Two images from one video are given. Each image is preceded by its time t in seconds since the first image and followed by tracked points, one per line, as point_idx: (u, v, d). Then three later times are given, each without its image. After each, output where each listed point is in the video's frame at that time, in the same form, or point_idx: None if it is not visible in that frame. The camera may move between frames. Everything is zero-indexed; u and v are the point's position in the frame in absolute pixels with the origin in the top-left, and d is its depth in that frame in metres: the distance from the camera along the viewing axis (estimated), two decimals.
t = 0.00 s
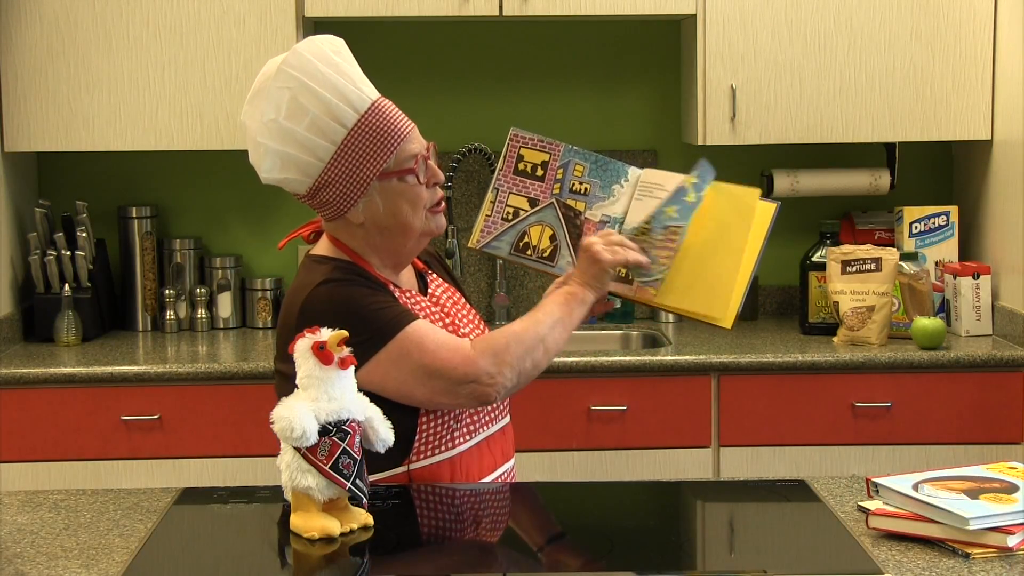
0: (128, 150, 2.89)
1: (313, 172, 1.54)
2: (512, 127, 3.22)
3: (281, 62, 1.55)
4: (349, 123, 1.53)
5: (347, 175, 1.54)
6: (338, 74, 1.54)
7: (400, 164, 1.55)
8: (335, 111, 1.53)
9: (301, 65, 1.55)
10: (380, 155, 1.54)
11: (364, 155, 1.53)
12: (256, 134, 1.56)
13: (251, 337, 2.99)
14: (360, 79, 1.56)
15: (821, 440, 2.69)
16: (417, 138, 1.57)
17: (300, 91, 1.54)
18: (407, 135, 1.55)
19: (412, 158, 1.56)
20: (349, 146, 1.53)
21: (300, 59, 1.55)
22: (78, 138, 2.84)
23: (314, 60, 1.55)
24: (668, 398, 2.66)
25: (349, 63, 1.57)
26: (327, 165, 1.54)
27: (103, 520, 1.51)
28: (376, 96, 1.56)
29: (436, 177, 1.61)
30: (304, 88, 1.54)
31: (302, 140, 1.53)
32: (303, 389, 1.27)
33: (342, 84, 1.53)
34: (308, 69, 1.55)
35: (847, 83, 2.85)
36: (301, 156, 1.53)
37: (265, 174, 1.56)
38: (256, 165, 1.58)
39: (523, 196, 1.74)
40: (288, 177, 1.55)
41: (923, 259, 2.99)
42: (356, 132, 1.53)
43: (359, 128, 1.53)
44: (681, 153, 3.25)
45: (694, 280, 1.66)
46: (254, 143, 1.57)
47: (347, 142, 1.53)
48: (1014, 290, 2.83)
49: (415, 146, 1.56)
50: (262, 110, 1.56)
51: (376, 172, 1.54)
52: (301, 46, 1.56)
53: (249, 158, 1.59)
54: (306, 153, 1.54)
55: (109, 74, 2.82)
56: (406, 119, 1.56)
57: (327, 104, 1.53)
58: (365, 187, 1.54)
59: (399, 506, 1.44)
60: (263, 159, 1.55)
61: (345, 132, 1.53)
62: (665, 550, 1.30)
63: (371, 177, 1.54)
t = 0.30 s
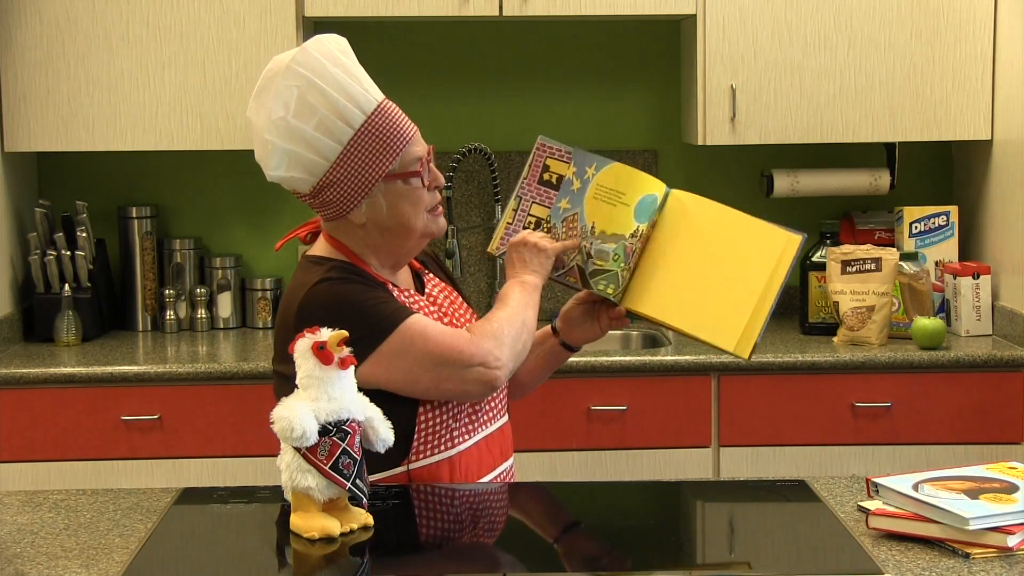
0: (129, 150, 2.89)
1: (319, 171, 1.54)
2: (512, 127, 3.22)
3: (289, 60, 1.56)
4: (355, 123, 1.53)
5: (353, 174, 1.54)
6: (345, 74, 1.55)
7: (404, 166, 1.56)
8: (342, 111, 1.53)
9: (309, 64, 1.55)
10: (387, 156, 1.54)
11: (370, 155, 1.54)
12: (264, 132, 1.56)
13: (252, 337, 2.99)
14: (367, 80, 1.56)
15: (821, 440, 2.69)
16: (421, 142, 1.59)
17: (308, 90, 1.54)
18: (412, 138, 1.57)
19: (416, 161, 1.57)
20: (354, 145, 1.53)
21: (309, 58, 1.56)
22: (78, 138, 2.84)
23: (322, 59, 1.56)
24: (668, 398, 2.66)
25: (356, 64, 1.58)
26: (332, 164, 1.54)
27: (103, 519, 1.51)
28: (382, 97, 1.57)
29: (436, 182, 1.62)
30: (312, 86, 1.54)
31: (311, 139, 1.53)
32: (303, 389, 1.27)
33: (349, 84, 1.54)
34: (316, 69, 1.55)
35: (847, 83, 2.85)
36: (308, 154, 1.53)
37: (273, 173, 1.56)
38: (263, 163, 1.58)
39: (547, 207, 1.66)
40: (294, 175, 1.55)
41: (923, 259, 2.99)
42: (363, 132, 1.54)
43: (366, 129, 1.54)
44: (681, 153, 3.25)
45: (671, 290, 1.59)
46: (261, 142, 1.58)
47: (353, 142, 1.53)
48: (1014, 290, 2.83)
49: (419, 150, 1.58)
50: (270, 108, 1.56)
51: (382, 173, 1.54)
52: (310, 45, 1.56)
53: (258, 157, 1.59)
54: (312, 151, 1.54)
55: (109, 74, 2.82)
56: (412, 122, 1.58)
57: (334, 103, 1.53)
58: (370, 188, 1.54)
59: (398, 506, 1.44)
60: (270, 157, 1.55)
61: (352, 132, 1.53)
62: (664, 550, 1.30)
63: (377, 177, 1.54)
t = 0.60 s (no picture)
0: (128, 150, 2.89)
1: (326, 170, 1.53)
2: (512, 128, 3.22)
3: (293, 60, 1.56)
4: (362, 120, 1.53)
5: (361, 172, 1.54)
6: (350, 73, 1.55)
7: (411, 164, 1.57)
8: (349, 108, 1.53)
9: (314, 63, 1.55)
10: (394, 153, 1.55)
11: (378, 152, 1.54)
12: (275, 131, 1.55)
13: (251, 337, 2.99)
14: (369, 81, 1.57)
15: (821, 440, 2.69)
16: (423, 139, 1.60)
17: (314, 89, 1.54)
18: (416, 136, 1.58)
19: (421, 158, 1.58)
20: (361, 143, 1.53)
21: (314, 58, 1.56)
22: (78, 137, 2.84)
23: (326, 59, 1.56)
24: (668, 398, 2.66)
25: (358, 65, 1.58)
26: (339, 162, 1.53)
27: (103, 519, 1.51)
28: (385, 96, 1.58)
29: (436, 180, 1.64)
30: (318, 86, 1.54)
31: (320, 137, 1.52)
32: (303, 389, 1.27)
33: (355, 81, 1.54)
34: (321, 67, 1.55)
35: (847, 83, 2.85)
36: (318, 152, 1.52)
37: (282, 172, 1.54)
38: (273, 164, 1.56)
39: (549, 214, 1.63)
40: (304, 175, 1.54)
41: (923, 259, 2.99)
42: (370, 130, 1.54)
43: (373, 126, 1.54)
44: (680, 153, 3.25)
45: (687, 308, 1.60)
46: (270, 143, 1.56)
47: (361, 140, 1.53)
48: (1014, 290, 2.83)
49: (423, 147, 1.59)
50: (278, 109, 1.55)
51: (390, 170, 1.55)
52: (313, 45, 1.57)
53: (268, 159, 1.57)
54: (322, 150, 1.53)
55: (108, 74, 2.82)
56: (414, 120, 1.59)
57: (341, 100, 1.53)
58: (378, 185, 1.55)
59: (398, 506, 1.44)
60: (280, 157, 1.54)
61: (359, 129, 1.53)
62: (664, 550, 1.30)
63: (384, 174, 1.55)
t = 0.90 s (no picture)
0: (128, 150, 2.89)
1: (321, 171, 1.53)
2: (512, 127, 3.22)
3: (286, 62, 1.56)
4: (356, 120, 1.53)
5: (356, 171, 1.54)
6: (341, 72, 1.55)
7: (407, 162, 1.57)
8: (341, 107, 1.53)
9: (306, 63, 1.55)
10: (389, 151, 1.55)
11: (373, 150, 1.54)
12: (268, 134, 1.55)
13: (251, 337, 2.99)
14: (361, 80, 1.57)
15: (821, 441, 2.69)
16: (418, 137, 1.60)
17: (307, 91, 1.54)
18: (410, 133, 1.58)
19: (416, 156, 1.59)
20: (355, 143, 1.53)
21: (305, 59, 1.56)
22: (78, 137, 2.84)
23: (317, 60, 1.55)
24: (668, 398, 2.66)
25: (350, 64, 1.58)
26: (334, 162, 1.53)
27: (103, 519, 1.51)
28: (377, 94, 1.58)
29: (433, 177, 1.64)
30: (310, 87, 1.54)
31: (314, 138, 1.52)
32: (303, 389, 1.27)
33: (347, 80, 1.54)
34: (313, 67, 1.55)
35: (847, 83, 2.85)
36: (312, 152, 1.52)
37: (277, 174, 1.54)
38: (267, 166, 1.56)
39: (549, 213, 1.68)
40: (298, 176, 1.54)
41: (923, 259, 2.99)
42: (364, 129, 1.54)
43: (367, 125, 1.54)
44: (681, 153, 3.25)
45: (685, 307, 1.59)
46: (264, 145, 1.56)
47: (355, 139, 1.53)
48: (1014, 290, 2.83)
49: (418, 144, 1.59)
50: (271, 110, 1.55)
51: (385, 168, 1.55)
52: (305, 46, 1.56)
53: (262, 161, 1.57)
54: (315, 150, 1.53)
55: (109, 74, 2.82)
56: (408, 118, 1.59)
57: (334, 100, 1.53)
58: (374, 183, 1.55)
59: (398, 506, 1.44)
60: (274, 159, 1.54)
61: (353, 129, 1.53)
62: (664, 550, 1.30)
63: (380, 173, 1.55)
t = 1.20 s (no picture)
0: (128, 150, 2.89)
1: (324, 171, 1.53)
2: (512, 127, 3.22)
3: (290, 61, 1.55)
4: (359, 121, 1.53)
5: (359, 172, 1.54)
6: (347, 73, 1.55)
7: (410, 163, 1.58)
8: (346, 109, 1.52)
9: (311, 62, 1.55)
10: (392, 152, 1.55)
11: (376, 151, 1.54)
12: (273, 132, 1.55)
13: (251, 337, 2.99)
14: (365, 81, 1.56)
15: (821, 441, 2.69)
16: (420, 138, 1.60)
17: (311, 89, 1.54)
18: (413, 134, 1.58)
19: (418, 157, 1.59)
20: (358, 143, 1.53)
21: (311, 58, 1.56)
22: (78, 137, 2.84)
23: (322, 59, 1.55)
24: (668, 398, 2.66)
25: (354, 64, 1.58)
26: (337, 162, 1.53)
27: (103, 519, 1.51)
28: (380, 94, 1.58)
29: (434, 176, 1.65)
30: (314, 86, 1.54)
31: (317, 138, 1.52)
32: (303, 389, 1.27)
33: (352, 81, 1.54)
34: (318, 67, 1.55)
35: (847, 83, 2.85)
36: (316, 153, 1.52)
37: (281, 173, 1.54)
38: (271, 165, 1.56)
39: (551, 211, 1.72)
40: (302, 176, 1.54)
41: (923, 259, 2.99)
42: (367, 130, 1.54)
43: (370, 125, 1.54)
44: (681, 153, 3.24)
45: (695, 302, 1.62)
46: (268, 144, 1.56)
47: (358, 140, 1.53)
48: (1014, 290, 2.83)
49: (420, 145, 1.59)
50: (276, 109, 1.55)
51: (388, 169, 1.55)
52: (309, 45, 1.56)
53: (266, 159, 1.57)
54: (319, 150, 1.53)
55: (109, 74, 2.82)
56: (410, 119, 1.59)
57: (338, 101, 1.53)
58: (376, 184, 1.55)
59: (398, 506, 1.44)
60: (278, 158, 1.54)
61: (356, 129, 1.53)
62: (664, 550, 1.30)
63: (382, 174, 1.55)
